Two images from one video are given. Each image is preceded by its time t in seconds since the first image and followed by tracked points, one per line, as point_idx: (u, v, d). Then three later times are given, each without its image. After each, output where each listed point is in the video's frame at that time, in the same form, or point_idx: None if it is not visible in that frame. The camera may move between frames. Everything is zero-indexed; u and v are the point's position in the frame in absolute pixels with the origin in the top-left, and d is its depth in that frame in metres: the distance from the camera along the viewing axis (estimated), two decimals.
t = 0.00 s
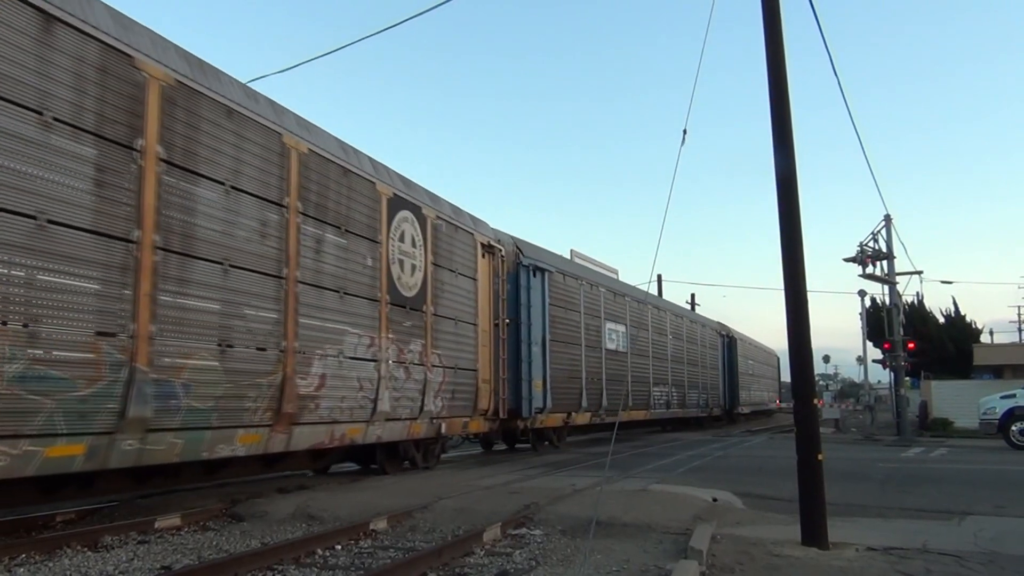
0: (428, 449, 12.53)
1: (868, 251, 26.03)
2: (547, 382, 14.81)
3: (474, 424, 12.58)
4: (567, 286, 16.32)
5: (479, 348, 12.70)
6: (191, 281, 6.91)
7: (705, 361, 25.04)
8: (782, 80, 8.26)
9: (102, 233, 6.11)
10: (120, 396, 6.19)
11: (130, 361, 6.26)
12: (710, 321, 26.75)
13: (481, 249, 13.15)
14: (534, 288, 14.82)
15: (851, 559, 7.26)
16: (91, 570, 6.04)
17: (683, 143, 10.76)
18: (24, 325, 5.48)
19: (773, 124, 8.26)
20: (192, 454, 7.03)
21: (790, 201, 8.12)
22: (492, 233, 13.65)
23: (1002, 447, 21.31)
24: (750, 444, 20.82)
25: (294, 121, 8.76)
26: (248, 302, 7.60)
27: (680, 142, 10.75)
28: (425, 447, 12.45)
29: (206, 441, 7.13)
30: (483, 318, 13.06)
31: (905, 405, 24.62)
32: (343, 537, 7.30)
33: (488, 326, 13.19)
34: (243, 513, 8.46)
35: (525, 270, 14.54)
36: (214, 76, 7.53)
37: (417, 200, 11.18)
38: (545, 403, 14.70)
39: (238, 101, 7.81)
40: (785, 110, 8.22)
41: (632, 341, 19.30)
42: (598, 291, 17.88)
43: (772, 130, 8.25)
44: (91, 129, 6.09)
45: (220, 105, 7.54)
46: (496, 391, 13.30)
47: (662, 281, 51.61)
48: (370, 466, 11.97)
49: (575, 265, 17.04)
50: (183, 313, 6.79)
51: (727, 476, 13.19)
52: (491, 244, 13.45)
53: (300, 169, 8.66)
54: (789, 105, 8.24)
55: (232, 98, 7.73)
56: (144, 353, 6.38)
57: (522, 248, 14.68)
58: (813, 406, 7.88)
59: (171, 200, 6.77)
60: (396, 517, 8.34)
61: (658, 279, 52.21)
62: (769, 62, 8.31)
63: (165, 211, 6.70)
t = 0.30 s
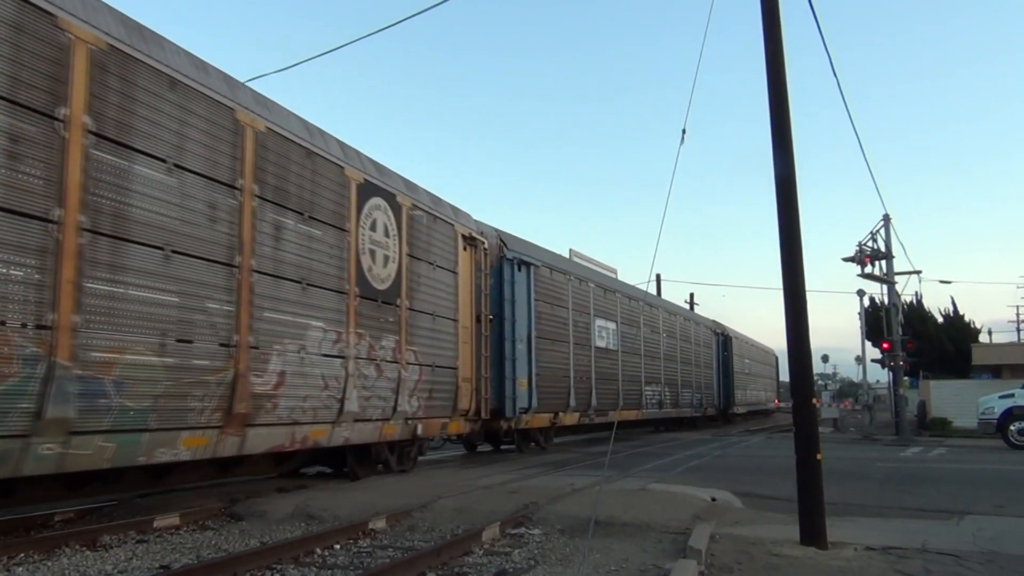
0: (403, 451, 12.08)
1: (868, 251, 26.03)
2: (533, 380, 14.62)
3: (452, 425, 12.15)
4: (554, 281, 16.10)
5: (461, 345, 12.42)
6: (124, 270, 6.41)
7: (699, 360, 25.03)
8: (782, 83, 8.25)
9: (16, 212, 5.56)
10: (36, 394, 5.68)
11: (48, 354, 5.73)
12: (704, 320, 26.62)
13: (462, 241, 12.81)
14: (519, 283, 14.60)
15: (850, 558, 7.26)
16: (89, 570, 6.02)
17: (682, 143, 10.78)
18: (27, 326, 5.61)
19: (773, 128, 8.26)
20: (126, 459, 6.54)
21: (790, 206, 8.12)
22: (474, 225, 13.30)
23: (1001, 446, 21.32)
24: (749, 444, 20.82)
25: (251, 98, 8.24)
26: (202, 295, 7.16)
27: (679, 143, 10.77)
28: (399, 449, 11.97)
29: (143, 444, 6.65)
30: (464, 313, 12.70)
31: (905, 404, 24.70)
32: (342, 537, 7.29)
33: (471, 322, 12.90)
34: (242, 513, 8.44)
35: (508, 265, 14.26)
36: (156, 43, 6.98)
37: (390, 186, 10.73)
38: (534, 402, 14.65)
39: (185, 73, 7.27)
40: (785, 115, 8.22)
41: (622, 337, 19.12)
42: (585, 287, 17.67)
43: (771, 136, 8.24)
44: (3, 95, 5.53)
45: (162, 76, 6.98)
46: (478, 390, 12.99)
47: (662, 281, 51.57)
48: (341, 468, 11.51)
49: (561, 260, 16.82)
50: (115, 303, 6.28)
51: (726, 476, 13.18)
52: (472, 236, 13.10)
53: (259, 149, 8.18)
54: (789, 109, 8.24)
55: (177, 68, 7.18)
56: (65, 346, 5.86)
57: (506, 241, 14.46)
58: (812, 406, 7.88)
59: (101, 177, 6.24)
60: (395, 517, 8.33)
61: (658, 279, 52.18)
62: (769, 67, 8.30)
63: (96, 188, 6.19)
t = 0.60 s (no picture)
0: (376, 455, 11.46)
1: (868, 252, 26.02)
2: (520, 379, 14.24)
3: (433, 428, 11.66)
4: (541, 276, 15.69)
5: (444, 342, 11.92)
6: (46, 254, 5.77)
7: (695, 360, 24.97)
8: (782, 78, 8.25)
9: None
10: None
11: None
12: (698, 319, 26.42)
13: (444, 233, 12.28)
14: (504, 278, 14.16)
15: (851, 559, 7.26)
16: (90, 570, 6.03)
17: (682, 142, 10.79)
18: (25, 323, 5.62)
19: (773, 113, 8.28)
20: (49, 465, 5.88)
21: (790, 198, 8.13)
22: (457, 216, 12.77)
23: (1002, 448, 21.30)
24: (749, 444, 20.83)
25: (204, 71, 7.63)
26: (138, 283, 6.51)
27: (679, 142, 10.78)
28: (372, 453, 11.35)
29: (70, 448, 6.00)
30: (445, 309, 12.14)
31: (905, 404, 24.40)
32: (343, 537, 7.30)
33: (455, 319, 12.41)
34: (243, 513, 8.45)
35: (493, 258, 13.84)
36: (90, 7, 6.37)
37: (365, 173, 10.17)
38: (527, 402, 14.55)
39: (122, 39, 6.64)
40: (785, 104, 8.23)
41: (611, 335, 18.78)
42: (573, 282, 17.26)
43: (771, 120, 8.27)
44: None
45: (94, 40, 6.35)
46: (461, 390, 12.49)
47: (662, 282, 51.64)
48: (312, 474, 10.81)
49: (549, 254, 16.43)
50: (34, 291, 5.67)
51: (727, 476, 13.18)
52: (455, 228, 12.56)
53: (209, 126, 7.52)
54: (789, 98, 8.25)
55: (112, 33, 6.54)
56: None
57: (491, 234, 14.02)
58: (813, 406, 7.87)
59: (16, 151, 5.60)
60: (396, 517, 8.34)
61: (658, 279, 52.21)
62: (769, 56, 8.30)
63: (10, 163, 5.55)
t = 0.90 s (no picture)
0: (347, 460, 10.68)
1: (869, 253, 26.00)
2: (505, 379, 13.82)
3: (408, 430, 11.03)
4: (527, 273, 15.25)
5: (423, 341, 11.41)
6: None
7: (690, 361, 24.88)
8: (783, 81, 8.26)
9: None
10: None
11: None
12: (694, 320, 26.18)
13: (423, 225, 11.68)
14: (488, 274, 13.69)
15: (851, 560, 7.26)
16: (90, 570, 6.04)
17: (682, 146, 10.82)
18: (26, 325, 5.59)
19: (773, 103, 8.30)
20: None
21: (790, 192, 8.13)
22: (440, 207, 12.22)
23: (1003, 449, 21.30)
24: (749, 445, 20.80)
25: (149, 41, 6.96)
26: (64, 271, 5.90)
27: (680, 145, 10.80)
28: (342, 458, 10.55)
29: None
30: (425, 304, 11.60)
31: (905, 405, 24.33)
32: (343, 537, 7.31)
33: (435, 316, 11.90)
34: (243, 514, 8.46)
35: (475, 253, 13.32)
36: None
37: (334, 158, 9.53)
38: (519, 402, 14.43)
39: None
40: (785, 100, 8.24)
41: (603, 334, 18.38)
42: (562, 279, 16.80)
43: (771, 110, 8.29)
44: None
45: None
46: (441, 390, 11.96)
47: (662, 284, 51.58)
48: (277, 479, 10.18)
49: (537, 250, 16.01)
50: None
51: (727, 478, 13.18)
52: (435, 220, 11.99)
53: (152, 99, 6.85)
54: (789, 92, 8.26)
55: None
56: None
57: (475, 228, 13.56)
58: (813, 408, 7.86)
59: None
60: (397, 518, 8.35)
61: (658, 281, 52.05)
62: (769, 52, 8.31)
63: None
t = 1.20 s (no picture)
0: (312, 465, 10.08)
1: (868, 254, 26.01)
2: (490, 379, 13.49)
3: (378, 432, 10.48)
4: (512, 269, 14.94)
5: (398, 338, 10.94)
6: None
7: (685, 361, 24.81)
8: (782, 84, 8.26)
9: None
10: None
11: None
12: (687, 319, 25.96)
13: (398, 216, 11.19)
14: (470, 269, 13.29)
15: (851, 561, 7.27)
16: (90, 571, 6.05)
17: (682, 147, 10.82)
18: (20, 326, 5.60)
19: (773, 109, 8.29)
20: None
21: (789, 196, 8.14)
22: (417, 197, 11.72)
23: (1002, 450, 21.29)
24: (747, 446, 20.80)
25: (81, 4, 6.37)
26: None
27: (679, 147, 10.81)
28: (307, 463, 9.94)
29: None
30: (400, 300, 11.12)
31: (905, 407, 24.34)
32: (343, 538, 7.31)
33: (412, 312, 11.43)
34: (243, 514, 8.47)
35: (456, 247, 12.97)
36: None
37: (298, 141, 8.99)
38: (510, 403, 14.32)
39: None
40: (784, 104, 8.24)
41: (592, 332, 18.09)
42: (549, 275, 16.46)
43: (772, 115, 8.29)
44: None
45: None
46: (418, 391, 11.45)
47: (661, 285, 51.63)
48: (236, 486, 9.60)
49: (523, 246, 15.66)
50: None
51: (726, 479, 13.17)
52: (411, 211, 11.51)
53: (79, 66, 6.23)
54: (789, 98, 8.27)
55: None
56: None
57: (456, 220, 13.20)
58: (813, 409, 7.85)
59: None
60: (396, 519, 8.35)
61: (658, 282, 51.99)
62: (770, 56, 8.31)
63: None
